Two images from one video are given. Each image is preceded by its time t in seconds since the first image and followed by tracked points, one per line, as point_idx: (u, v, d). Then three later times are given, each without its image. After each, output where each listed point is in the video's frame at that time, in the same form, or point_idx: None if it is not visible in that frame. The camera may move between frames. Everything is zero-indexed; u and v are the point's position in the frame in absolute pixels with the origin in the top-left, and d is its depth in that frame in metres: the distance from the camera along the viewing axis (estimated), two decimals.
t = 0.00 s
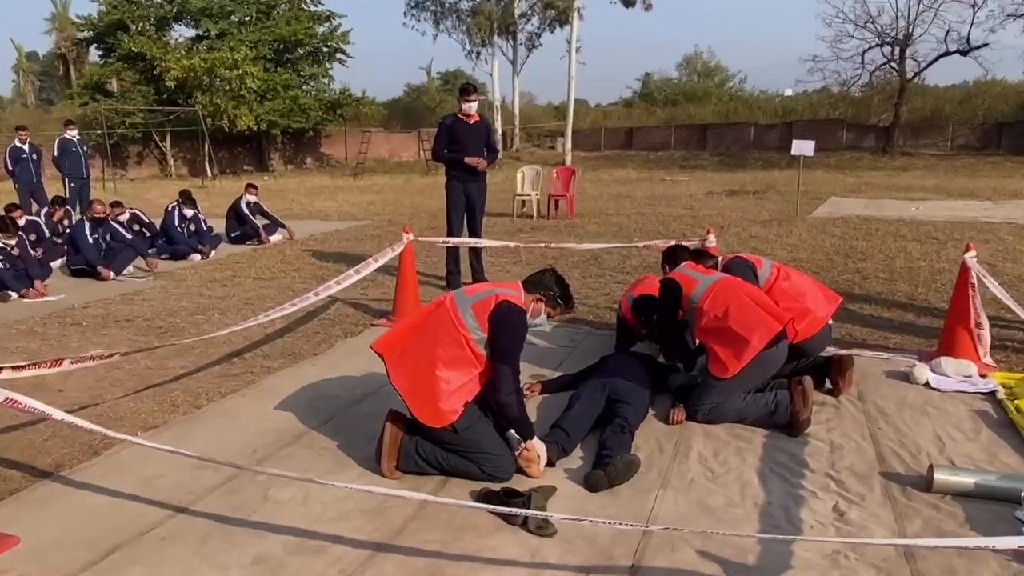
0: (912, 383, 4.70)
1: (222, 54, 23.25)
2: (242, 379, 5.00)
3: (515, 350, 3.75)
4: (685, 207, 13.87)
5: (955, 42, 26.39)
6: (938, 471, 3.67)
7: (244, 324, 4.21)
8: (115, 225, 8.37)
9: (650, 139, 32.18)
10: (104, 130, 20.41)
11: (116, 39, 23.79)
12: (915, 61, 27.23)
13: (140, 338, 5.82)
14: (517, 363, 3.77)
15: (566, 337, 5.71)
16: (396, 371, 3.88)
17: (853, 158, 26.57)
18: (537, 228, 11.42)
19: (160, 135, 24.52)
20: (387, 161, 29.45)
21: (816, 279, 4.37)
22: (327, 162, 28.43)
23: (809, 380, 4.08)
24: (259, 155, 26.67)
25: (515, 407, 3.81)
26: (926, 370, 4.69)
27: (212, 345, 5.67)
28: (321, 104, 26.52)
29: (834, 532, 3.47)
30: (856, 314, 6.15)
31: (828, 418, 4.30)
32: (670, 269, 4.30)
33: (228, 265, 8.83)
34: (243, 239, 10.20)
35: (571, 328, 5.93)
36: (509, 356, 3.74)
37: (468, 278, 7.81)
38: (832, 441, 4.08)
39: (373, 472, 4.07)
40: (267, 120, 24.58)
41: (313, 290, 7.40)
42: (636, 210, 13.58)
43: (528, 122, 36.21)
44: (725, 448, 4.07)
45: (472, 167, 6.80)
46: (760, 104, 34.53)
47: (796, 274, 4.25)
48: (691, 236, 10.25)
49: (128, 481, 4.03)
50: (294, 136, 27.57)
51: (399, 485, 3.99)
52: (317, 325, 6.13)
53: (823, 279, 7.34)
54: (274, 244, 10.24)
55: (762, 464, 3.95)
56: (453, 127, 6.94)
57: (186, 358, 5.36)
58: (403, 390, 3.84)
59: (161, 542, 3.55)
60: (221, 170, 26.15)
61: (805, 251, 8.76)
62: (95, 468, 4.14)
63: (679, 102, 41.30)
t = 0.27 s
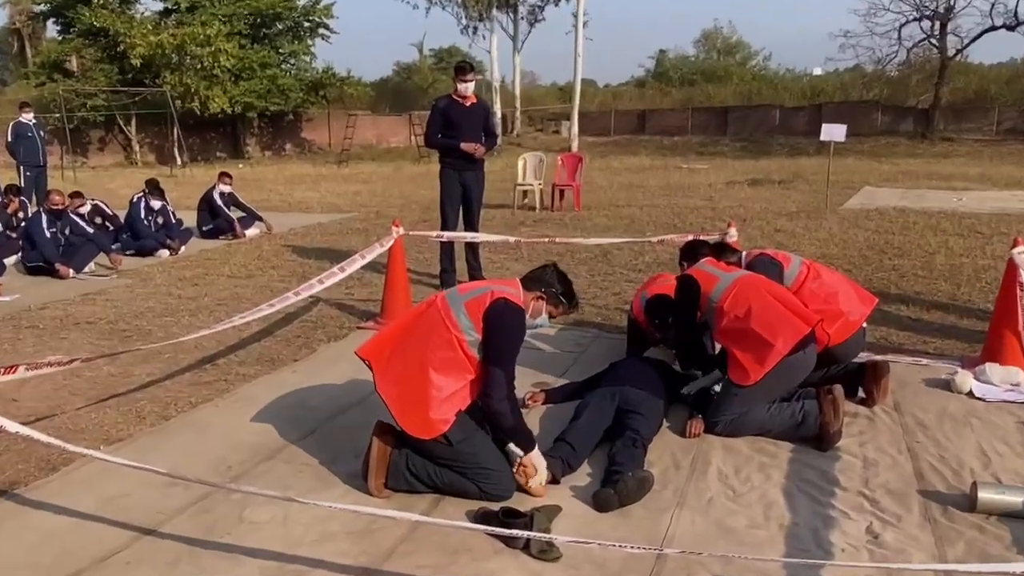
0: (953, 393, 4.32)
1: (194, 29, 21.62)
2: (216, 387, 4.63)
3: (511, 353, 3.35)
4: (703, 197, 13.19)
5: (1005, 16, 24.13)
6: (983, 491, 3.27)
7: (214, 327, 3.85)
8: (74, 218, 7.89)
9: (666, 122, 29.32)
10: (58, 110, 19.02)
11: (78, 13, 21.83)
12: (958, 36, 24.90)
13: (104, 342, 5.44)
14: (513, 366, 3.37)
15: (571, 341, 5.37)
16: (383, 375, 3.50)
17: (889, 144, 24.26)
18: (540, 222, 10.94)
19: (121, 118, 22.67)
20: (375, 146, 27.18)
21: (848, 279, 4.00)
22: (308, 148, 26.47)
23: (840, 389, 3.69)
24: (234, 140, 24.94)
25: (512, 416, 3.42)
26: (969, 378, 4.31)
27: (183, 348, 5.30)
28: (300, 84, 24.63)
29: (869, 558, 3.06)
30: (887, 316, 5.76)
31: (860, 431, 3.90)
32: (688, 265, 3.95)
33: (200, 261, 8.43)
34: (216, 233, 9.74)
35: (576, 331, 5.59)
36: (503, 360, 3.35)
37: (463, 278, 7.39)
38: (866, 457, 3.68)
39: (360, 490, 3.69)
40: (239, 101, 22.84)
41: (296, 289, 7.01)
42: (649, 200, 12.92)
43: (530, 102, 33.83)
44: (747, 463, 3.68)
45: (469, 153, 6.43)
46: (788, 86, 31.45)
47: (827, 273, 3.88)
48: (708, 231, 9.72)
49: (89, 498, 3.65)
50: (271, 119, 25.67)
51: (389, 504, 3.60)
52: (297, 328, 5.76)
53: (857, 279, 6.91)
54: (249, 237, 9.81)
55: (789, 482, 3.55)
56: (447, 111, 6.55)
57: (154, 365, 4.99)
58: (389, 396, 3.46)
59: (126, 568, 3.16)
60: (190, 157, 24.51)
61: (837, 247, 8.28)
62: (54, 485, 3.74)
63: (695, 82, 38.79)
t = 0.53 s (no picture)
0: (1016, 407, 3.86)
1: None
2: (173, 400, 4.29)
3: (511, 359, 2.89)
4: (732, 183, 12.53)
5: None
6: None
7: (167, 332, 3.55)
8: (14, 208, 7.33)
9: (692, 95, 27.18)
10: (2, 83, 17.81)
11: None
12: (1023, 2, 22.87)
13: (47, 350, 5.11)
14: (513, 375, 2.91)
15: (579, 348, 4.96)
16: (362, 386, 3.02)
17: (945, 122, 22.30)
18: (542, 212, 10.42)
19: (67, 93, 21.28)
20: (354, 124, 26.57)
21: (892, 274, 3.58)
22: (277, 127, 25.88)
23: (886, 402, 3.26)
24: (195, 114, 24.12)
25: (512, 430, 2.95)
26: None
27: (136, 356, 4.97)
28: (270, 55, 23.78)
29: None
30: (940, 319, 5.30)
31: (909, 450, 3.44)
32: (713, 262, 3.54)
33: (157, 255, 7.99)
34: (174, 224, 9.29)
35: (586, 336, 5.17)
36: (502, 368, 2.88)
37: (456, 275, 6.92)
38: (919, 481, 3.23)
39: (339, 518, 3.20)
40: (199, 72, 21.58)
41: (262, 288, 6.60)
42: (669, 187, 12.30)
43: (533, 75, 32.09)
44: (779, 488, 3.22)
45: (462, 133, 5.98)
46: (825, 56, 29.36)
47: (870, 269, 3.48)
48: (736, 220, 9.17)
49: (32, 527, 3.17)
50: (238, 94, 25.04)
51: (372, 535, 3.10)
52: (265, 333, 5.42)
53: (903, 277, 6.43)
54: (206, 228, 9.39)
55: (829, 509, 3.07)
56: (437, 86, 6.09)
57: (102, 375, 4.63)
58: (371, 412, 2.98)
59: None
60: (144, 136, 23.39)
61: (885, 240, 7.81)
62: None
63: (723, 51, 37.04)
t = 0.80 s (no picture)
0: None
1: None
2: (141, 410, 4.10)
3: (513, 361, 2.57)
4: (752, 171, 12.23)
5: None
6: None
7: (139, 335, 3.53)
8: None
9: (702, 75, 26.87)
10: None
11: None
12: None
13: None
14: (514, 378, 2.59)
15: (588, 352, 4.70)
16: (351, 393, 2.72)
17: (989, 104, 21.65)
18: (543, 203, 10.11)
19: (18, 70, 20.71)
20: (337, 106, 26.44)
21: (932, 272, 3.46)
22: (252, 110, 25.51)
23: (926, 413, 3.10)
24: (162, 97, 23.80)
25: (513, 439, 2.61)
26: None
27: (99, 362, 4.78)
28: (245, 30, 23.89)
29: None
30: (988, 323, 5.15)
31: (952, 467, 3.31)
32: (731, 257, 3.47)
33: (118, 250, 7.68)
34: (140, 215, 9.04)
35: (595, 339, 4.91)
36: (502, 370, 2.56)
37: (451, 270, 6.65)
38: (962, 499, 3.08)
39: (325, 540, 2.88)
40: (162, 47, 21.60)
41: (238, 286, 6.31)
42: (682, 175, 12.03)
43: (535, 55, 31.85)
44: (808, 507, 3.04)
45: (456, 116, 5.68)
46: (856, 31, 28.70)
47: (906, 266, 3.39)
48: (757, 212, 8.89)
49: None
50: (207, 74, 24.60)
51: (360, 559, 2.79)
52: (241, 336, 5.20)
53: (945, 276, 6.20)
54: (173, 220, 9.07)
55: (862, 529, 2.89)
56: (429, 65, 5.76)
57: (60, 383, 4.45)
58: (360, 421, 2.67)
59: None
60: (106, 118, 22.90)
61: (921, 234, 7.55)
62: None
63: (742, 26, 36.55)
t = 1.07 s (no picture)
0: None
1: None
2: (143, 408, 4.11)
3: (515, 357, 2.57)
4: (753, 170, 12.24)
5: None
6: None
7: (140, 334, 3.53)
8: None
9: (702, 75, 26.88)
10: None
11: None
12: None
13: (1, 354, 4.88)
14: (516, 374, 2.58)
15: (589, 351, 4.70)
16: (353, 391, 2.72)
17: (990, 103, 21.67)
18: (544, 202, 10.12)
19: (18, 70, 20.72)
20: (339, 105, 26.46)
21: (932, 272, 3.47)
22: (253, 109, 25.53)
23: (926, 412, 3.12)
24: (162, 97, 23.82)
25: (515, 436, 2.60)
26: None
27: (100, 360, 4.80)
28: (245, 29, 23.91)
29: None
30: (988, 322, 5.15)
31: (952, 466, 3.31)
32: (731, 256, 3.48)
33: (119, 249, 7.69)
34: (141, 213, 9.05)
35: (596, 338, 4.91)
36: (503, 366, 2.55)
37: (452, 269, 6.65)
38: (964, 499, 3.07)
39: (326, 539, 2.88)
40: (163, 46, 21.64)
41: (239, 285, 6.31)
42: (683, 174, 12.04)
43: (535, 53, 31.88)
44: (808, 506, 3.04)
45: (458, 117, 5.70)
46: (857, 30, 28.66)
47: (906, 265, 3.39)
48: (758, 211, 8.90)
49: None
50: (209, 74, 24.59)
51: (361, 558, 2.79)
52: (242, 335, 5.21)
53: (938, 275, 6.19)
54: (176, 219, 9.08)
55: (863, 528, 2.89)
56: (431, 64, 5.77)
57: (62, 381, 4.46)
58: (362, 419, 2.67)
59: None
60: (107, 118, 22.92)
61: (922, 233, 7.56)
62: None
63: (743, 25, 36.58)
